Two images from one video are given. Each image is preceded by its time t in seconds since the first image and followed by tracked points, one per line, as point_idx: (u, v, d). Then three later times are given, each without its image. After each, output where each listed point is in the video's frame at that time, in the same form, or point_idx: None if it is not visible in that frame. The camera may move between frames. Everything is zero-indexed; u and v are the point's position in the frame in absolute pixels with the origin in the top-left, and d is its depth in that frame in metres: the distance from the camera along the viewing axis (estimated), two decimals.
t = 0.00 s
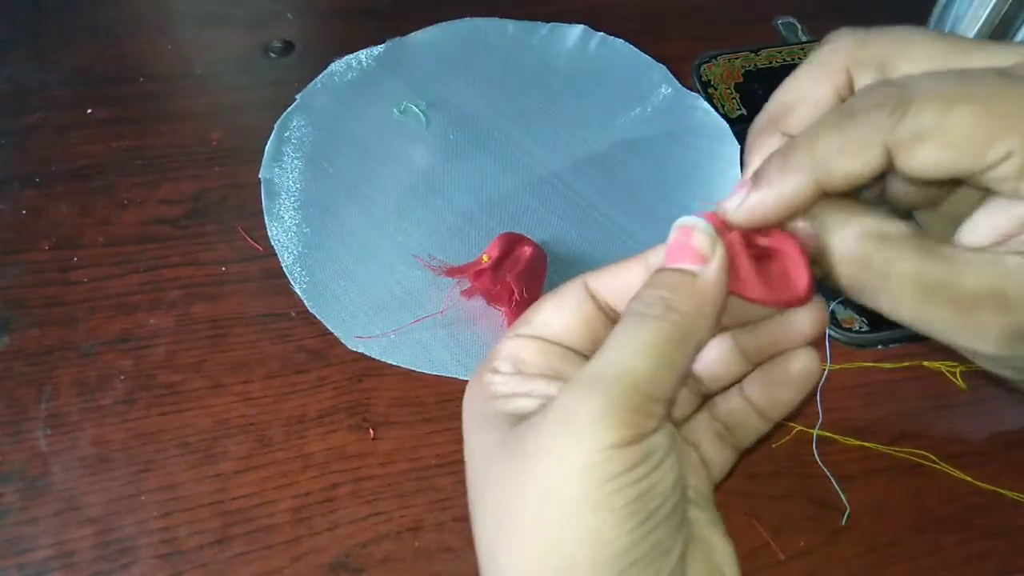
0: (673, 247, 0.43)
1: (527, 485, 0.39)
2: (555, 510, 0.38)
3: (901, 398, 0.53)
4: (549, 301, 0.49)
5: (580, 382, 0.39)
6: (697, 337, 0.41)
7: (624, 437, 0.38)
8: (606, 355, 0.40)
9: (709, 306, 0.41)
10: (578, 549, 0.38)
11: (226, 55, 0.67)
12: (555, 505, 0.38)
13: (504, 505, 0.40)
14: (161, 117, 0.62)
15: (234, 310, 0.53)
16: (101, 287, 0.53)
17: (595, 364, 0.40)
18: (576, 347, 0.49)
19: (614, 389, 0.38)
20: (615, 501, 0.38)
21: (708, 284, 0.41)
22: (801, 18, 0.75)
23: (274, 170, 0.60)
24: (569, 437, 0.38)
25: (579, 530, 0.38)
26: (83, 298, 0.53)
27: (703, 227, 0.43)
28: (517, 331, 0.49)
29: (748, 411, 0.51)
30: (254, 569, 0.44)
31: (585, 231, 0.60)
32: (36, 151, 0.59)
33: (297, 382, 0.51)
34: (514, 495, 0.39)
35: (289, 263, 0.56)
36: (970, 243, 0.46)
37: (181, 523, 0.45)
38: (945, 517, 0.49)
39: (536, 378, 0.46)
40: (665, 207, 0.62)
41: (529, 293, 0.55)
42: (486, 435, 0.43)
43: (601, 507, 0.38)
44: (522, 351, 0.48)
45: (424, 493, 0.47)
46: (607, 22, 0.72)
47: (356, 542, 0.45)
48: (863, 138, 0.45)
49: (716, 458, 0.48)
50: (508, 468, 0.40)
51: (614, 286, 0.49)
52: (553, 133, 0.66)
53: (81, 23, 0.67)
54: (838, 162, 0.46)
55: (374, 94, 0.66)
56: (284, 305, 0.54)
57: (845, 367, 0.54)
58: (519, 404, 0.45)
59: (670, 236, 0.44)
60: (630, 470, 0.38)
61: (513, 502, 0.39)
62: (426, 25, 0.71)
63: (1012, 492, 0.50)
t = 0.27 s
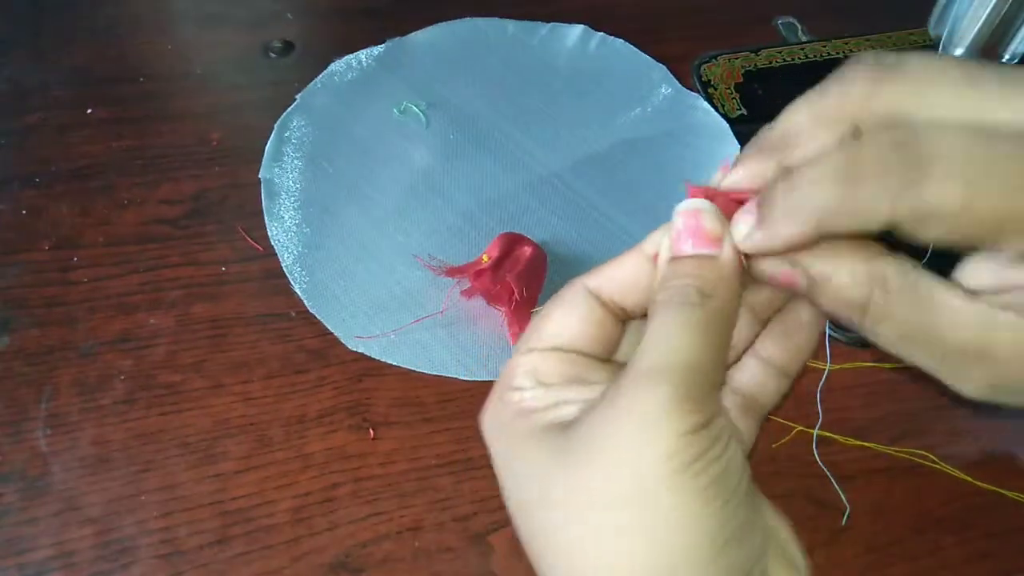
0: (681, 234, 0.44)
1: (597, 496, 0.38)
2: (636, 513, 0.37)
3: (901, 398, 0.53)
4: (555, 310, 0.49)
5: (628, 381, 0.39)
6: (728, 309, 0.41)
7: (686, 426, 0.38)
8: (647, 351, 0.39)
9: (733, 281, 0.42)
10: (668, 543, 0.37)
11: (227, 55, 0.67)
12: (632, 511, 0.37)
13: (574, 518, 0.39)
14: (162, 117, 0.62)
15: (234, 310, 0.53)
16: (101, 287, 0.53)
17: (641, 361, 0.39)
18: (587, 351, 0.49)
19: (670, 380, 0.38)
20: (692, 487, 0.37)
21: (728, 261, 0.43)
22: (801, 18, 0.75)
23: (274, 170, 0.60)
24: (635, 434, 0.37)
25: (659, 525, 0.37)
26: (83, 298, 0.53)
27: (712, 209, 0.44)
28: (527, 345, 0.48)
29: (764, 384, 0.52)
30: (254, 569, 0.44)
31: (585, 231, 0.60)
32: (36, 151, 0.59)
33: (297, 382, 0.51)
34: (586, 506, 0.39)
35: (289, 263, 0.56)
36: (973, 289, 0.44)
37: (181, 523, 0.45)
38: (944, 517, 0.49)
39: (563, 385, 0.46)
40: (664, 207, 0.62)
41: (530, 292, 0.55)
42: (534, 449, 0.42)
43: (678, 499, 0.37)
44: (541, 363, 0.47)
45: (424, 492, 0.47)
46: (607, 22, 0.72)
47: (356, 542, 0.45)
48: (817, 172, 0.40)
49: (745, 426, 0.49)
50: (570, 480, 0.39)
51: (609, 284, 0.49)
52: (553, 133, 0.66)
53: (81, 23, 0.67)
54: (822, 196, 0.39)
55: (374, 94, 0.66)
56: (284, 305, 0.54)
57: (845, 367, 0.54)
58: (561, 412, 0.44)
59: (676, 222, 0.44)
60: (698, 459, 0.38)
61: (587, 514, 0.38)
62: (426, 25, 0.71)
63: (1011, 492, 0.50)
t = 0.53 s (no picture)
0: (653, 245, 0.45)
1: (593, 503, 0.40)
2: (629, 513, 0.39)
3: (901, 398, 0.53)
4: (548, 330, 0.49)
5: (611, 393, 0.41)
6: (707, 305, 0.43)
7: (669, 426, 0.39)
8: (625, 361, 0.41)
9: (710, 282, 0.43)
10: (659, 536, 0.38)
11: (226, 55, 0.67)
12: (624, 512, 0.39)
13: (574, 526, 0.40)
14: (161, 117, 0.62)
15: (235, 310, 0.53)
16: (101, 287, 0.53)
17: (622, 373, 0.41)
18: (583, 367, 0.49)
19: (647, 383, 0.40)
20: (681, 481, 0.39)
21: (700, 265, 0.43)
22: (801, 18, 0.75)
23: (274, 170, 0.60)
24: (620, 436, 0.39)
25: (650, 521, 0.38)
26: (83, 299, 0.53)
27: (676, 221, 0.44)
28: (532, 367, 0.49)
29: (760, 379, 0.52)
30: (254, 569, 0.44)
31: (585, 231, 0.60)
32: (36, 151, 0.59)
33: (297, 381, 0.51)
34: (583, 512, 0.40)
35: (289, 263, 0.56)
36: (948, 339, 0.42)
37: (181, 522, 0.45)
38: (945, 517, 0.49)
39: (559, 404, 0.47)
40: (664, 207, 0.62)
41: (530, 291, 0.55)
42: (533, 466, 0.43)
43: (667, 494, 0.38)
44: (539, 386, 0.48)
45: (424, 492, 0.47)
46: (607, 22, 0.72)
47: (356, 542, 0.45)
48: (796, 232, 0.37)
49: (746, 423, 0.50)
50: (565, 490, 0.41)
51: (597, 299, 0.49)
52: (553, 133, 0.65)
53: (81, 24, 0.67)
54: (801, 259, 0.37)
55: (374, 94, 0.66)
56: (284, 305, 0.54)
57: (845, 368, 0.54)
58: (555, 432, 0.45)
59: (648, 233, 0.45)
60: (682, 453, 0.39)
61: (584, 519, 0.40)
62: (425, 25, 0.71)
63: (1011, 492, 0.50)
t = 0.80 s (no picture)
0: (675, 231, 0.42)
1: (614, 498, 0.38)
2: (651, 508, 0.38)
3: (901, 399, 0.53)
4: (561, 318, 0.48)
5: (632, 385, 0.39)
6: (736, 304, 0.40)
7: (692, 419, 0.38)
8: (647, 348, 0.39)
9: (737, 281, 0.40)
10: (688, 530, 0.37)
11: (226, 55, 0.67)
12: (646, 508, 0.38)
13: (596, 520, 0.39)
14: (161, 117, 0.62)
15: (235, 310, 0.53)
16: (101, 287, 0.53)
17: (643, 362, 0.39)
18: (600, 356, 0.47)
19: (671, 376, 0.38)
20: (706, 475, 0.37)
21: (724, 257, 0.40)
22: (801, 18, 0.75)
23: (274, 170, 0.60)
24: (643, 429, 0.38)
25: (676, 515, 0.37)
26: (83, 299, 0.53)
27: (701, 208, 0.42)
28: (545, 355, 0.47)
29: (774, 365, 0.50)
30: (254, 569, 0.44)
31: (585, 231, 0.60)
32: (36, 151, 0.59)
33: (297, 381, 0.51)
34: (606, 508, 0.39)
35: (289, 263, 0.56)
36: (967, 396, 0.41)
37: (181, 522, 0.45)
38: (945, 517, 0.49)
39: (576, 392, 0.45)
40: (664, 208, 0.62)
41: (530, 292, 0.55)
42: (551, 461, 0.42)
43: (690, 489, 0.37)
44: (553, 376, 0.46)
45: (424, 492, 0.47)
46: (607, 22, 0.72)
47: (356, 542, 0.45)
48: (842, 290, 0.35)
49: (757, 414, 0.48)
50: (586, 485, 0.39)
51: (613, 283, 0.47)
52: (553, 133, 0.65)
53: (81, 23, 0.67)
54: (849, 316, 0.34)
55: (374, 93, 0.66)
56: (284, 305, 0.54)
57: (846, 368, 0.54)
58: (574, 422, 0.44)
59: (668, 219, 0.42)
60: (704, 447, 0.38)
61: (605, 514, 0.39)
62: (425, 25, 0.71)
63: (1012, 493, 0.50)
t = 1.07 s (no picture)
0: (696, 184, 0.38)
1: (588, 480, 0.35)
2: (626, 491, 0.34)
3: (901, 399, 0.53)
4: (515, 282, 0.46)
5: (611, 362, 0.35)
6: (703, 268, 0.38)
7: (682, 403, 0.33)
8: (625, 325, 0.34)
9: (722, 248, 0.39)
10: (674, 510, 0.33)
11: (226, 55, 0.67)
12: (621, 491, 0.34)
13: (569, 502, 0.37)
14: (161, 117, 0.62)
15: (235, 310, 0.53)
16: (101, 287, 0.53)
17: (622, 341, 0.34)
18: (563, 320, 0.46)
19: (654, 354, 0.33)
20: (689, 449, 0.32)
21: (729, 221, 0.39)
22: (801, 18, 0.75)
23: (274, 170, 0.60)
24: (620, 399, 0.34)
25: (659, 494, 0.33)
26: (83, 299, 0.53)
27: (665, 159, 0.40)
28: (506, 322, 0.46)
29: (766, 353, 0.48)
30: (254, 569, 0.44)
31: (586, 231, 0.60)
32: (36, 151, 0.59)
33: (297, 381, 0.51)
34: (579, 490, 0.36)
35: (289, 263, 0.56)
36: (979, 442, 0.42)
37: (181, 522, 0.45)
38: (945, 517, 0.49)
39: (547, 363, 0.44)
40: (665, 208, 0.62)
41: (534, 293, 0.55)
42: (533, 435, 0.40)
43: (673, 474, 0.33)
44: (524, 344, 0.45)
45: (423, 492, 0.47)
46: (606, 22, 0.72)
47: (356, 542, 0.45)
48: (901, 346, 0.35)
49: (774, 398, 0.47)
50: (567, 459, 0.37)
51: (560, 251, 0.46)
52: (553, 133, 0.65)
53: (80, 23, 0.67)
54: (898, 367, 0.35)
55: (374, 93, 0.66)
56: (284, 305, 0.54)
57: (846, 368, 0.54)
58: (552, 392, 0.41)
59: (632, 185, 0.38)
60: (693, 430, 0.33)
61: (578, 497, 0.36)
62: (425, 25, 0.71)
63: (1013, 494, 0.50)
